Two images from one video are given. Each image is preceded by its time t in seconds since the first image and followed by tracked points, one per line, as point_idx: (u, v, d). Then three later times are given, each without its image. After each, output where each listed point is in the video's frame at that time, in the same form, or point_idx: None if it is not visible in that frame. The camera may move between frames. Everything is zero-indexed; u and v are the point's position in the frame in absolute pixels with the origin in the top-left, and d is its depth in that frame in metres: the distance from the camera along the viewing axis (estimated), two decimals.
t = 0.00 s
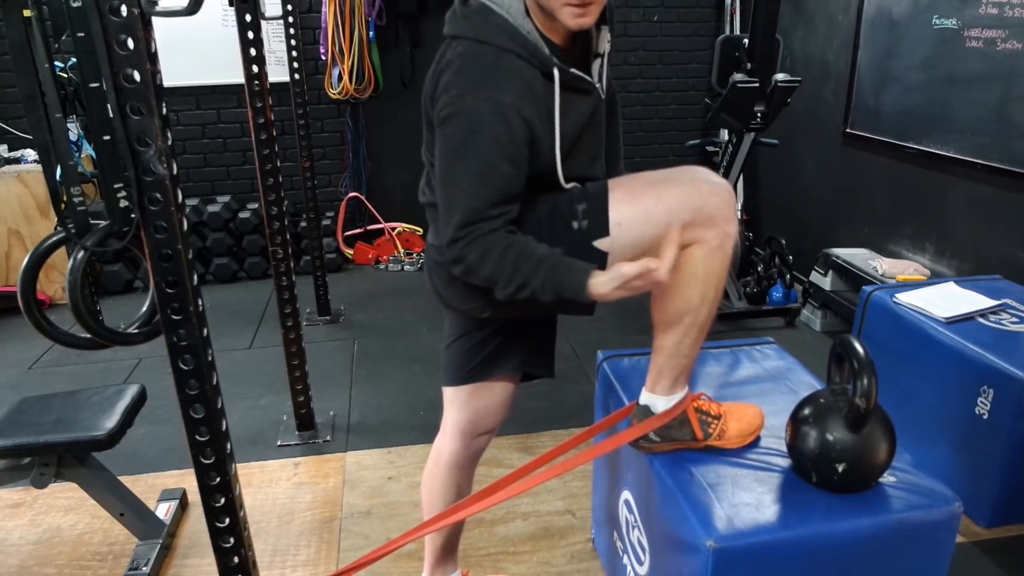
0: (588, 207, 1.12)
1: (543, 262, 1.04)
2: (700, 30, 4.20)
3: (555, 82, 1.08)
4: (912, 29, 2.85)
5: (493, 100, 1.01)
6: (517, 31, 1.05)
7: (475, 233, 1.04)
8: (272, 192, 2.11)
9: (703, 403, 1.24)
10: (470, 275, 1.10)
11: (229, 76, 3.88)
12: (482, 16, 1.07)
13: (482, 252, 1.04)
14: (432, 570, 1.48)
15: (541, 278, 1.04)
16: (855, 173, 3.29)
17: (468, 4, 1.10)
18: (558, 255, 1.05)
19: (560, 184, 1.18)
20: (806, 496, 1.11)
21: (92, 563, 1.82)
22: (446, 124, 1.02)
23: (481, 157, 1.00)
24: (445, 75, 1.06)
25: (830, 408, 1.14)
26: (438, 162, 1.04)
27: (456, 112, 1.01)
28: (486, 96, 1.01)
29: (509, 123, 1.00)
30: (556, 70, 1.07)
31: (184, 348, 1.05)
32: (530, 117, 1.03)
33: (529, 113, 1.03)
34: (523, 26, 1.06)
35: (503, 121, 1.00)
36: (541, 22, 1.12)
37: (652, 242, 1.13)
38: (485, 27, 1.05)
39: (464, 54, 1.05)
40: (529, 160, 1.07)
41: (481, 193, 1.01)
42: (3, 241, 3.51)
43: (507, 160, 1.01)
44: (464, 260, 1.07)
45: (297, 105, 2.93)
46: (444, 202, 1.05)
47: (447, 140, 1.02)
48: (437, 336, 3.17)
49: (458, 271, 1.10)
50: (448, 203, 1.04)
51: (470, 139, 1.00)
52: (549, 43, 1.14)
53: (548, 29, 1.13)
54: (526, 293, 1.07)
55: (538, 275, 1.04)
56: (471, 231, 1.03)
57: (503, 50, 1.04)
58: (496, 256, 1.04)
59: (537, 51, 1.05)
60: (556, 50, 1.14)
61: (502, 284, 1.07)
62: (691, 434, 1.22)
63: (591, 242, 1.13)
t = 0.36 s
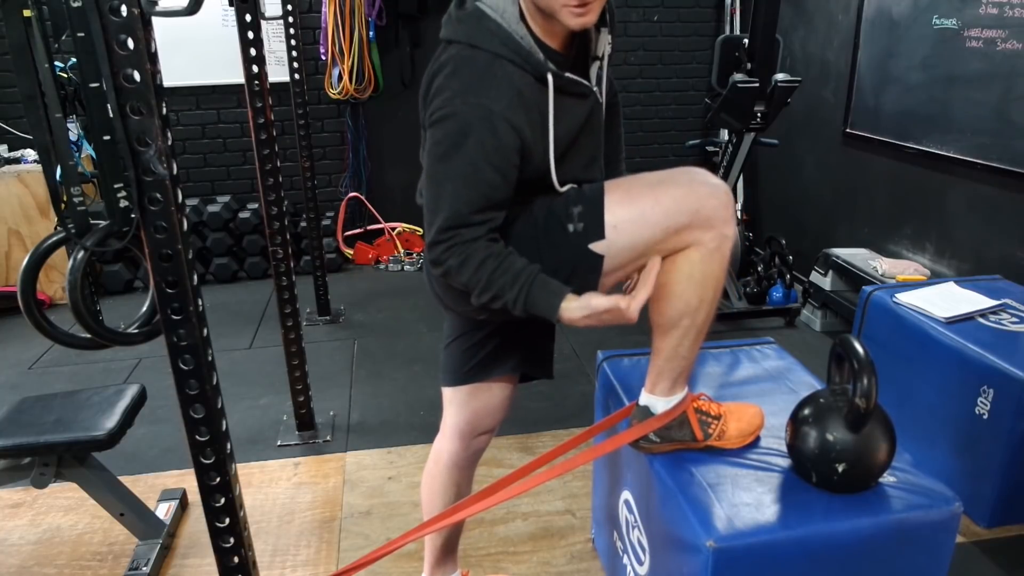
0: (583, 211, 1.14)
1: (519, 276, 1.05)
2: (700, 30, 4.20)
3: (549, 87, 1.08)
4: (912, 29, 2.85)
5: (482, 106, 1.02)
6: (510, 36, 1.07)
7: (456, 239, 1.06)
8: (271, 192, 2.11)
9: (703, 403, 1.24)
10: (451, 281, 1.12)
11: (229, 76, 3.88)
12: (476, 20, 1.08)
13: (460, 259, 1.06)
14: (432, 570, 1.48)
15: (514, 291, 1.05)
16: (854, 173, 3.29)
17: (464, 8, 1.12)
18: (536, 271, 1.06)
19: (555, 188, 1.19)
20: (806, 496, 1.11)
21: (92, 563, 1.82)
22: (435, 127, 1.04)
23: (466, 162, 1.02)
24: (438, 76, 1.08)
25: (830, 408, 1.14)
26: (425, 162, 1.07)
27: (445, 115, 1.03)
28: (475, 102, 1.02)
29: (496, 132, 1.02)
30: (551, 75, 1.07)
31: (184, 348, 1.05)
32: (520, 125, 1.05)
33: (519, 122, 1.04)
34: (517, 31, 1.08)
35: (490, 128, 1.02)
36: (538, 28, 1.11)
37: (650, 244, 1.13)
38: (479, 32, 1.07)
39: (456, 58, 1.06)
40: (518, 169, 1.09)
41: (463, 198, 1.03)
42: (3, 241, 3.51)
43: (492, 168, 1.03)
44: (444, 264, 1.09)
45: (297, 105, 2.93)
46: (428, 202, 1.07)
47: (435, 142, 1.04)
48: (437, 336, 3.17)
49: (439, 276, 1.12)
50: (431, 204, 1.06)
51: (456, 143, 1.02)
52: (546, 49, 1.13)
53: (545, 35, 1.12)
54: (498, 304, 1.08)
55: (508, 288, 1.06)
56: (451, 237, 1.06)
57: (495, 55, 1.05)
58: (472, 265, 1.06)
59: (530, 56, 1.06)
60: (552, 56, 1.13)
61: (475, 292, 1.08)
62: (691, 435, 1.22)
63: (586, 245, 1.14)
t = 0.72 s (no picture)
0: (580, 212, 1.14)
1: (509, 283, 1.05)
2: (700, 30, 4.20)
3: (545, 96, 1.08)
4: (911, 29, 2.85)
5: (476, 115, 1.03)
6: (506, 45, 1.06)
7: (449, 245, 1.07)
8: (271, 192, 2.11)
9: (703, 403, 1.24)
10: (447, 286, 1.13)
11: (229, 76, 3.88)
12: (473, 27, 1.08)
13: (452, 265, 1.08)
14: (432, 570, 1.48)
15: (503, 297, 1.05)
16: (854, 173, 3.29)
17: (462, 14, 1.12)
18: (527, 278, 1.06)
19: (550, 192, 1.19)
20: (806, 497, 1.11)
21: (92, 563, 1.82)
22: (430, 134, 1.05)
23: (460, 171, 1.03)
24: (434, 82, 1.09)
25: (830, 408, 1.14)
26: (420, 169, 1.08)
27: (439, 123, 1.04)
28: (469, 111, 1.03)
29: (490, 142, 1.03)
30: (546, 84, 1.07)
31: (184, 348, 1.05)
32: (514, 134, 1.05)
33: (513, 131, 1.05)
34: (513, 40, 1.07)
35: (484, 137, 1.02)
36: (534, 34, 1.11)
37: (647, 244, 1.13)
38: (475, 40, 1.07)
39: (451, 65, 1.07)
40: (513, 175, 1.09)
41: (457, 206, 1.04)
42: (3, 241, 3.51)
43: (485, 177, 1.04)
44: (438, 270, 1.11)
45: (297, 105, 2.93)
46: (423, 208, 1.09)
47: (429, 149, 1.05)
48: (437, 336, 3.17)
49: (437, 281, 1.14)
50: (425, 210, 1.08)
51: (449, 152, 1.03)
52: (541, 56, 1.13)
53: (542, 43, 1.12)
54: (490, 310, 1.09)
55: (497, 294, 1.06)
56: (443, 243, 1.07)
57: (491, 64, 1.05)
58: (464, 271, 1.07)
59: (526, 66, 1.06)
60: (549, 63, 1.14)
61: (468, 297, 1.09)
62: (691, 435, 1.22)
63: (583, 246, 1.15)
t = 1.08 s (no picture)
0: (580, 210, 1.14)
1: (498, 295, 1.05)
2: (700, 30, 4.20)
3: (548, 106, 1.09)
4: (912, 29, 2.85)
5: (479, 125, 1.03)
6: (511, 55, 1.07)
7: (443, 252, 1.06)
8: (271, 192, 2.11)
9: (702, 403, 1.24)
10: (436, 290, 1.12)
11: (229, 76, 3.88)
12: (478, 37, 1.08)
13: (443, 272, 1.06)
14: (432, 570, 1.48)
15: (491, 308, 1.05)
16: (854, 173, 3.29)
17: (466, 20, 1.12)
18: (517, 292, 1.05)
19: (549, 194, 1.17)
20: (806, 497, 1.11)
21: (92, 563, 1.82)
22: (432, 141, 1.06)
23: (462, 179, 1.03)
24: (438, 88, 1.09)
25: (830, 408, 1.14)
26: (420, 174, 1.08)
27: (442, 131, 1.04)
28: (473, 121, 1.03)
29: (493, 151, 1.03)
30: (550, 94, 1.08)
31: (184, 348, 1.05)
32: (516, 146, 1.06)
33: (515, 144, 1.06)
34: (518, 50, 1.07)
35: (485, 147, 1.03)
36: (541, 46, 1.09)
37: (646, 242, 1.13)
38: (480, 50, 1.07)
39: (455, 73, 1.08)
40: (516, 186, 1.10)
41: (457, 214, 1.04)
42: (3, 241, 3.51)
43: (484, 178, 1.03)
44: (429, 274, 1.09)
45: (297, 105, 2.93)
46: (422, 213, 1.08)
47: (430, 155, 1.05)
48: (437, 336, 3.17)
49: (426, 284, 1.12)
50: (424, 214, 1.07)
51: (450, 159, 1.03)
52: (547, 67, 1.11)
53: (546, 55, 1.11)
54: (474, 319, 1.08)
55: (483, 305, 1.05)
56: (437, 248, 1.06)
57: (496, 74, 1.06)
58: (454, 279, 1.06)
59: (531, 75, 1.06)
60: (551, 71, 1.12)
61: (454, 305, 1.08)
62: (690, 435, 1.22)
63: (583, 244, 1.14)
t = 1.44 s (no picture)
0: (581, 209, 1.14)
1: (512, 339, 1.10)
2: (700, 30, 4.20)
3: (555, 119, 1.09)
4: (912, 29, 2.85)
5: (489, 141, 1.02)
6: (517, 69, 1.06)
7: (474, 278, 1.06)
8: (271, 192, 2.11)
9: (703, 403, 1.24)
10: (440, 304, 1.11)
11: (229, 76, 3.88)
12: (484, 51, 1.08)
13: (466, 298, 1.06)
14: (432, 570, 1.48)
15: (503, 353, 1.09)
16: (855, 173, 3.29)
17: (471, 32, 1.12)
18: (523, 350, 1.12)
19: (549, 195, 1.17)
20: (806, 497, 1.11)
21: (92, 563, 1.82)
22: (439, 156, 1.04)
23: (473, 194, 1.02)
24: (443, 101, 1.08)
25: (830, 408, 1.14)
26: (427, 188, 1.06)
27: (451, 147, 1.02)
28: (481, 135, 1.02)
29: (505, 168, 1.03)
30: (556, 108, 1.08)
31: (184, 348, 1.05)
32: (526, 158, 1.06)
33: (525, 156, 1.05)
34: (524, 63, 1.06)
35: (495, 162, 1.02)
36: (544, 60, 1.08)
37: (647, 240, 1.14)
38: (486, 65, 1.06)
39: (461, 88, 1.06)
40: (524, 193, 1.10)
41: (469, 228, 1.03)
42: (3, 241, 3.51)
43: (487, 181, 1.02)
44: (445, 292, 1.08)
45: (297, 105, 2.93)
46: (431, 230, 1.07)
47: (440, 173, 1.03)
48: (437, 336, 3.17)
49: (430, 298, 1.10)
50: (447, 234, 1.04)
51: (459, 175, 1.02)
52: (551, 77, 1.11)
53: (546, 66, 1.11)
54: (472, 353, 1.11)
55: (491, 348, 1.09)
56: (465, 272, 1.05)
57: (502, 88, 1.05)
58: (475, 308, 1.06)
59: (538, 90, 1.06)
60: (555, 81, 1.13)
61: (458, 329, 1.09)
62: (691, 435, 1.22)
63: (584, 242, 1.14)
